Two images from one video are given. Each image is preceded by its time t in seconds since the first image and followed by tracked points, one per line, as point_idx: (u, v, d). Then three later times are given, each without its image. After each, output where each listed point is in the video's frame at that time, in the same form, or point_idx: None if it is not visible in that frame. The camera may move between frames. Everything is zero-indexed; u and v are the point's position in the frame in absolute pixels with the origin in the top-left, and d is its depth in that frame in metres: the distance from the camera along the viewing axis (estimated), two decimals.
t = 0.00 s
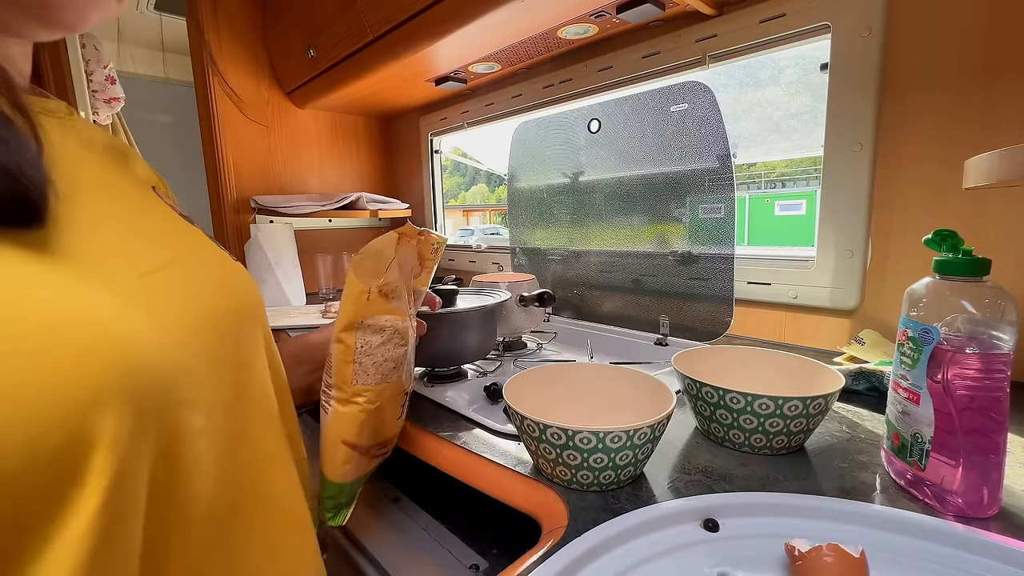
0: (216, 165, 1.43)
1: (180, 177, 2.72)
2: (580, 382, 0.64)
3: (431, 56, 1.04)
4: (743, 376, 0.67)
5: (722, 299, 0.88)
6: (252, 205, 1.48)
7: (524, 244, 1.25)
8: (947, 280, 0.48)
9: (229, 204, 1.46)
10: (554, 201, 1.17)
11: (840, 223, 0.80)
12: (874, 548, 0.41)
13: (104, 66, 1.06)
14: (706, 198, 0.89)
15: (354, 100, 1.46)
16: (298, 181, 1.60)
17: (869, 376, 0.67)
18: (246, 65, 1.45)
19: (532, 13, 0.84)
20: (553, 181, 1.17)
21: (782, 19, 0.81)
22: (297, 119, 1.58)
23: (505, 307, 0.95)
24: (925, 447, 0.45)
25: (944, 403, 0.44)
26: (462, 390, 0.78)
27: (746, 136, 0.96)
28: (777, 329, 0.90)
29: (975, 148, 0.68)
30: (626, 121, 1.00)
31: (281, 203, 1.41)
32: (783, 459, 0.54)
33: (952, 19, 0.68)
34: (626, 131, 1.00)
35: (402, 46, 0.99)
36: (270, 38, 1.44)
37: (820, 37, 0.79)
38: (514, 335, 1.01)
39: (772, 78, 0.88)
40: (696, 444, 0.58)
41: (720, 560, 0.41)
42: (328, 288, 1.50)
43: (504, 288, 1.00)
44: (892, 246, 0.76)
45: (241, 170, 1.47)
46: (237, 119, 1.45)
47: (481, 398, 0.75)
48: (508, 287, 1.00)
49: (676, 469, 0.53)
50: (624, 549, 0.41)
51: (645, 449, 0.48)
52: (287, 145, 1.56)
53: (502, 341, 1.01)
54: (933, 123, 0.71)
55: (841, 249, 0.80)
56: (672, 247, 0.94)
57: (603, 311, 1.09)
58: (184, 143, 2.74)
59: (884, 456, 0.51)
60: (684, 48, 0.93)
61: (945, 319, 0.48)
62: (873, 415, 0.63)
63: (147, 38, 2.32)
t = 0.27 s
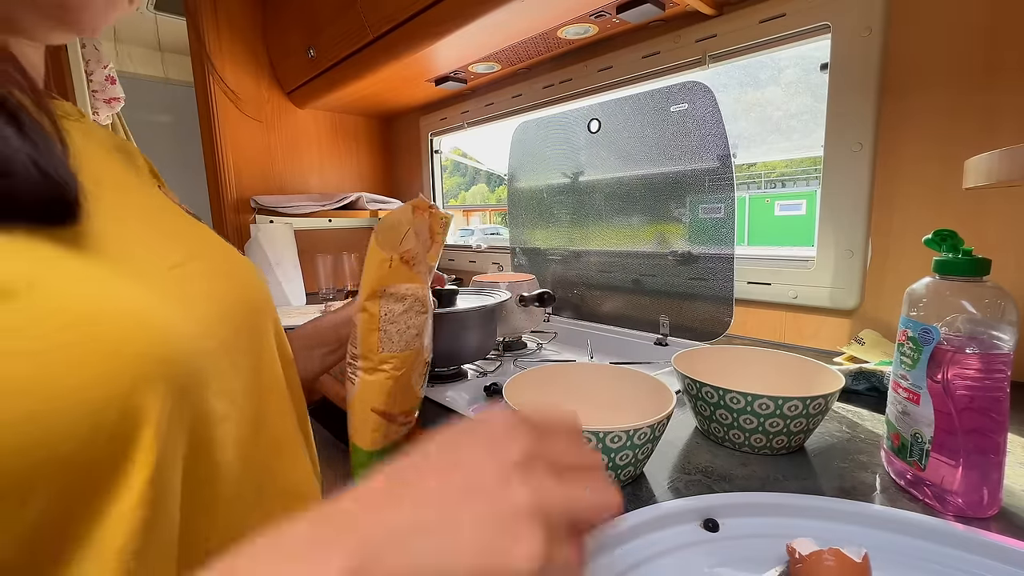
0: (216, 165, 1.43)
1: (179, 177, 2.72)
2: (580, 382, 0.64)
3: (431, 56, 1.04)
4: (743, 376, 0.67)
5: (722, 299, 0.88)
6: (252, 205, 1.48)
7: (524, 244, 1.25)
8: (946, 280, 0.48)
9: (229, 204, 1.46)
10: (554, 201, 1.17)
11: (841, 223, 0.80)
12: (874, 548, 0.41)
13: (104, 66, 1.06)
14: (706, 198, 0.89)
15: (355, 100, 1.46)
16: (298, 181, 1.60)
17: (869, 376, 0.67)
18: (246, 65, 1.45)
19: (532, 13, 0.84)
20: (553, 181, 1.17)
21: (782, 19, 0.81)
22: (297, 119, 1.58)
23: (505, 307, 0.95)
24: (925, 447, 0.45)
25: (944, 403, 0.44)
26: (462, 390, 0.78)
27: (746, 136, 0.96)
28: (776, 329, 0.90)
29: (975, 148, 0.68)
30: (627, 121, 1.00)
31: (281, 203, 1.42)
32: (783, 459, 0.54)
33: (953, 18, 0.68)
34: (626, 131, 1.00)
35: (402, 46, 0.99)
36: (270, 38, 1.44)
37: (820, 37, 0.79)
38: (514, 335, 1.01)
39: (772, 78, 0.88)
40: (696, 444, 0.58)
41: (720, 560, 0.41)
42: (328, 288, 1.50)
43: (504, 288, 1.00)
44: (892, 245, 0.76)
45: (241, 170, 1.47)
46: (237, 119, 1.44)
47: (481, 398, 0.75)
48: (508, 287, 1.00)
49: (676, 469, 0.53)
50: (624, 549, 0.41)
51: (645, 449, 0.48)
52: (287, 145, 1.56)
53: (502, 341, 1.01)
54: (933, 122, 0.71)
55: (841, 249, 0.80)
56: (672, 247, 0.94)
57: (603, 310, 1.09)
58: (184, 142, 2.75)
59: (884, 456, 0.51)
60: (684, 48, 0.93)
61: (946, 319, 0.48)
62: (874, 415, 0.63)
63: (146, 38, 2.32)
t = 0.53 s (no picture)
0: (216, 165, 1.44)
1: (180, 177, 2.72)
2: (580, 382, 0.64)
3: (431, 56, 1.04)
4: (743, 375, 0.67)
5: (721, 299, 0.88)
6: (252, 205, 1.48)
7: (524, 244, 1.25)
8: (947, 280, 0.48)
9: (229, 204, 1.47)
10: (554, 201, 1.17)
11: (841, 222, 0.80)
12: (873, 548, 0.41)
13: (104, 67, 1.06)
14: (706, 199, 0.89)
15: (355, 100, 1.46)
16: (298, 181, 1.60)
17: (868, 376, 0.67)
18: (246, 65, 1.45)
19: (531, 14, 0.84)
20: (553, 181, 1.17)
21: (783, 19, 0.81)
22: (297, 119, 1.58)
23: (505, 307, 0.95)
24: (925, 447, 0.45)
25: (944, 403, 0.44)
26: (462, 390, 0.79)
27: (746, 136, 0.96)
28: (776, 329, 0.90)
29: (975, 148, 0.68)
30: (626, 121, 1.00)
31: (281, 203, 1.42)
32: (783, 459, 0.54)
33: (953, 18, 0.68)
34: (626, 131, 1.00)
35: (402, 46, 0.99)
36: (270, 38, 1.44)
37: (820, 37, 0.79)
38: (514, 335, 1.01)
39: (772, 78, 0.88)
40: (696, 444, 0.58)
41: (720, 560, 0.41)
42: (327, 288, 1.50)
43: (504, 288, 1.00)
44: (892, 245, 0.76)
45: (241, 170, 1.47)
46: (237, 119, 1.45)
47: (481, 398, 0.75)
48: (508, 287, 1.00)
49: (676, 469, 0.53)
50: (624, 550, 0.41)
51: (645, 449, 0.48)
52: (287, 145, 1.56)
53: (502, 340, 1.01)
54: (934, 122, 0.71)
55: (841, 249, 0.80)
56: (672, 247, 0.94)
57: (603, 310, 1.09)
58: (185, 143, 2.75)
59: (884, 456, 0.51)
60: (684, 48, 0.93)
61: (945, 319, 0.48)
62: (873, 415, 0.63)
63: (146, 38, 2.32)
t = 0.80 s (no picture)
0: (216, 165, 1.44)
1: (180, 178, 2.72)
2: (580, 382, 0.64)
3: (431, 56, 1.04)
4: (743, 376, 0.67)
5: (721, 299, 0.88)
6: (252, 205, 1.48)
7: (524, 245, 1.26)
8: (947, 280, 0.48)
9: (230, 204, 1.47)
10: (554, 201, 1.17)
11: (840, 222, 0.80)
12: (873, 548, 0.41)
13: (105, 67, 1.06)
14: (706, 198, 0.89)
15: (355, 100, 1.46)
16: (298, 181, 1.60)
17: (868, 376, 0.67)
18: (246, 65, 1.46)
19: (531, 14, 0.84)
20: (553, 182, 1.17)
21: (783, 19, 0.81)
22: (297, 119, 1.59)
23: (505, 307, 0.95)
24: (925, 447, 0.45)
25: (944, 403, 0.44)
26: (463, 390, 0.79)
27: (746, 136, 0.96)
28: (776, 329, 0.90)
29: (976, 148, 0.68)
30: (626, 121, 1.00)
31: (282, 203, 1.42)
32: (783, 459, 0.54)
33: (953, 18, 0.68)
34: (626, 131, 1.00)
35: (402, 46, 0.99)
36: (271, 38, 1.44)
37: (820, 37, 0.79)
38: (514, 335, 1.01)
39: (772, 78, 0.88)
40: (696, 444, 0.58)
41: (719, 560, 0.41)
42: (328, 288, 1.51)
43: (505, 288, 1.00)
44: (892, 245, 0.76)
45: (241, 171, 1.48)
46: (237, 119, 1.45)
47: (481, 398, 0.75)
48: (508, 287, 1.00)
49: (676, 469, 0.53)
50: (624, 550, 0.41)
51: (645, 449, 0.48)
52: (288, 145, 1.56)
53: (502, 341, 1.01)
54: (934, 122, 0.71)
55: (841, 249, 0.80)
56: (672, 247, 0.94)
57: (603, 311, 1.09)
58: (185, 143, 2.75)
59: (884, 456, 0.51)
60: (684, 48, 0.93)
61: (945, 319, 0.48)
62: (874, 415, 0.63)
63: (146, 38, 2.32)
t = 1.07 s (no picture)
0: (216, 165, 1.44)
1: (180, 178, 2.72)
2: (580, 382, 0.64)
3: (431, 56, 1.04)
4: (743, 376, 0.67)
5: (721, 299, 0.88)
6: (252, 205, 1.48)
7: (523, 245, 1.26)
8: (947, 280, 0.47)
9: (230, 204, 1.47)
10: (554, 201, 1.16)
11: (840, 222, 0.80)
12: (873, 548, 0.41)
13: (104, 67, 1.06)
14: (706, 198, 0.89)
15: (355, 100, 1.46)
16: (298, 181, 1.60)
17: (869, 376, 0.66)
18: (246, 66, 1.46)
19: (531, 14, 0.84)
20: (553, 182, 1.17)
21: (783, 19, 0.81)
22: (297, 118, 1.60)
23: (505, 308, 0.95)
24: (925, 447, 0.45)
25: (944, 403, 0.44)
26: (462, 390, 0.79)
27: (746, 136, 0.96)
28: (776, 328, 0.90)
29: (975, 147, 0.68)
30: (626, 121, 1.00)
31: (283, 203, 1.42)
32: (783, 459, 0.54)
33: (953, 18, 0.68)
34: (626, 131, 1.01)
35: (402, 46, 0.99)
36: (271, 38, 1.44)
37: (820, 37, 0.79)
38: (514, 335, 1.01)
39: (772, 78, 0.88)
40: (696, 444, 0.58)
41: (720, 560, 0.41)
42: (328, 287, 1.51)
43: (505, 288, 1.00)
44: (892, 245, 0.76)
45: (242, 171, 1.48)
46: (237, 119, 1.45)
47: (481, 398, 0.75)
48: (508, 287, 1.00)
49: (676, 469, 0.53)
50: (624, 549, 0.41)
51: (645, 449, 0.48)
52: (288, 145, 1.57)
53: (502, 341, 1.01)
54: (935, 122, 0.71)
55: (841, 249, 0.80)
56: (672, 247, 0.94)
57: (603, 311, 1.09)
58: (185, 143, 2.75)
59: (884, 456, 0.51)
60: (683, 48, 0.93)
61: (946, 319, 0.48)
62: (874, 415, 0.63)
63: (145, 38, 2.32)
